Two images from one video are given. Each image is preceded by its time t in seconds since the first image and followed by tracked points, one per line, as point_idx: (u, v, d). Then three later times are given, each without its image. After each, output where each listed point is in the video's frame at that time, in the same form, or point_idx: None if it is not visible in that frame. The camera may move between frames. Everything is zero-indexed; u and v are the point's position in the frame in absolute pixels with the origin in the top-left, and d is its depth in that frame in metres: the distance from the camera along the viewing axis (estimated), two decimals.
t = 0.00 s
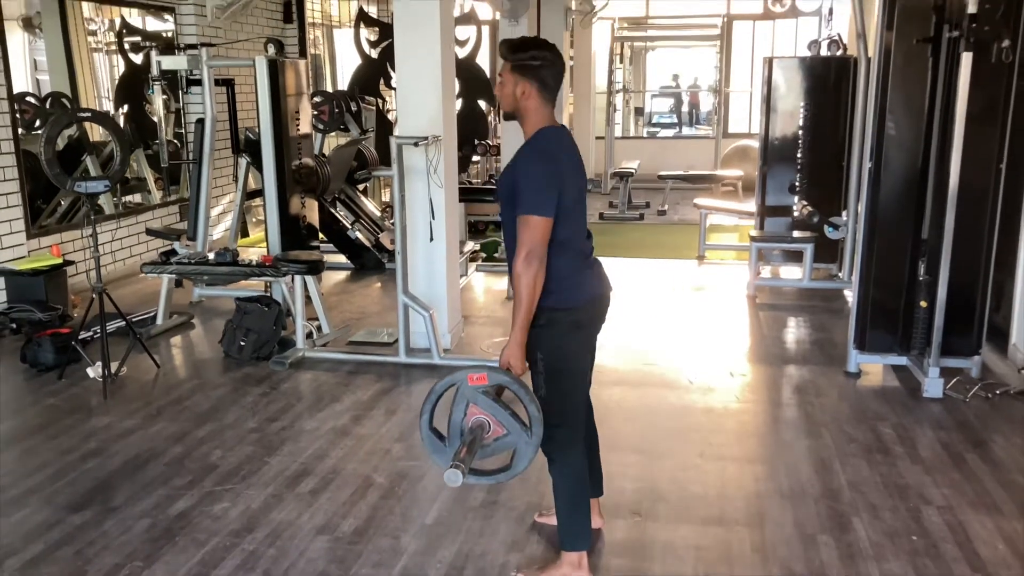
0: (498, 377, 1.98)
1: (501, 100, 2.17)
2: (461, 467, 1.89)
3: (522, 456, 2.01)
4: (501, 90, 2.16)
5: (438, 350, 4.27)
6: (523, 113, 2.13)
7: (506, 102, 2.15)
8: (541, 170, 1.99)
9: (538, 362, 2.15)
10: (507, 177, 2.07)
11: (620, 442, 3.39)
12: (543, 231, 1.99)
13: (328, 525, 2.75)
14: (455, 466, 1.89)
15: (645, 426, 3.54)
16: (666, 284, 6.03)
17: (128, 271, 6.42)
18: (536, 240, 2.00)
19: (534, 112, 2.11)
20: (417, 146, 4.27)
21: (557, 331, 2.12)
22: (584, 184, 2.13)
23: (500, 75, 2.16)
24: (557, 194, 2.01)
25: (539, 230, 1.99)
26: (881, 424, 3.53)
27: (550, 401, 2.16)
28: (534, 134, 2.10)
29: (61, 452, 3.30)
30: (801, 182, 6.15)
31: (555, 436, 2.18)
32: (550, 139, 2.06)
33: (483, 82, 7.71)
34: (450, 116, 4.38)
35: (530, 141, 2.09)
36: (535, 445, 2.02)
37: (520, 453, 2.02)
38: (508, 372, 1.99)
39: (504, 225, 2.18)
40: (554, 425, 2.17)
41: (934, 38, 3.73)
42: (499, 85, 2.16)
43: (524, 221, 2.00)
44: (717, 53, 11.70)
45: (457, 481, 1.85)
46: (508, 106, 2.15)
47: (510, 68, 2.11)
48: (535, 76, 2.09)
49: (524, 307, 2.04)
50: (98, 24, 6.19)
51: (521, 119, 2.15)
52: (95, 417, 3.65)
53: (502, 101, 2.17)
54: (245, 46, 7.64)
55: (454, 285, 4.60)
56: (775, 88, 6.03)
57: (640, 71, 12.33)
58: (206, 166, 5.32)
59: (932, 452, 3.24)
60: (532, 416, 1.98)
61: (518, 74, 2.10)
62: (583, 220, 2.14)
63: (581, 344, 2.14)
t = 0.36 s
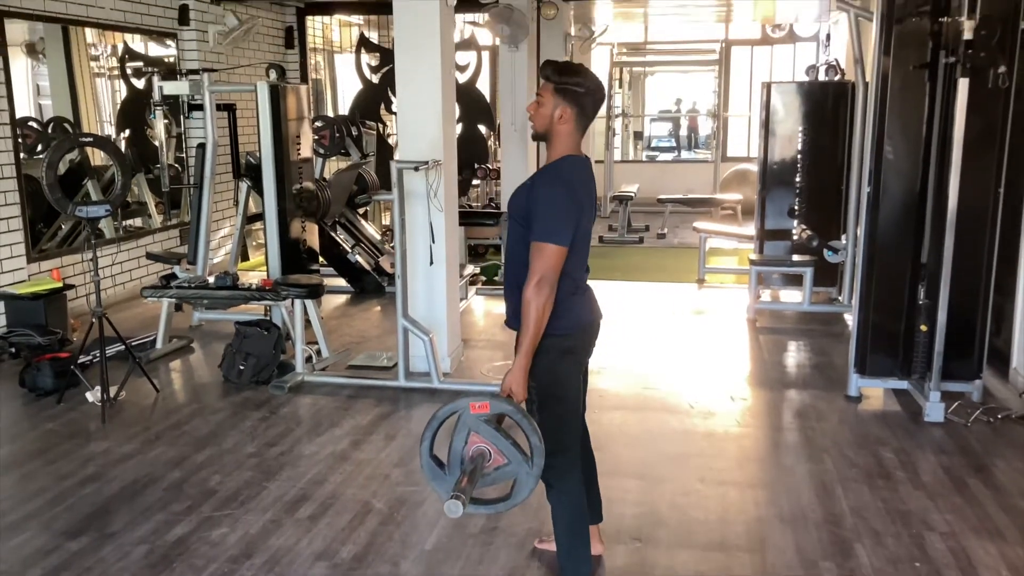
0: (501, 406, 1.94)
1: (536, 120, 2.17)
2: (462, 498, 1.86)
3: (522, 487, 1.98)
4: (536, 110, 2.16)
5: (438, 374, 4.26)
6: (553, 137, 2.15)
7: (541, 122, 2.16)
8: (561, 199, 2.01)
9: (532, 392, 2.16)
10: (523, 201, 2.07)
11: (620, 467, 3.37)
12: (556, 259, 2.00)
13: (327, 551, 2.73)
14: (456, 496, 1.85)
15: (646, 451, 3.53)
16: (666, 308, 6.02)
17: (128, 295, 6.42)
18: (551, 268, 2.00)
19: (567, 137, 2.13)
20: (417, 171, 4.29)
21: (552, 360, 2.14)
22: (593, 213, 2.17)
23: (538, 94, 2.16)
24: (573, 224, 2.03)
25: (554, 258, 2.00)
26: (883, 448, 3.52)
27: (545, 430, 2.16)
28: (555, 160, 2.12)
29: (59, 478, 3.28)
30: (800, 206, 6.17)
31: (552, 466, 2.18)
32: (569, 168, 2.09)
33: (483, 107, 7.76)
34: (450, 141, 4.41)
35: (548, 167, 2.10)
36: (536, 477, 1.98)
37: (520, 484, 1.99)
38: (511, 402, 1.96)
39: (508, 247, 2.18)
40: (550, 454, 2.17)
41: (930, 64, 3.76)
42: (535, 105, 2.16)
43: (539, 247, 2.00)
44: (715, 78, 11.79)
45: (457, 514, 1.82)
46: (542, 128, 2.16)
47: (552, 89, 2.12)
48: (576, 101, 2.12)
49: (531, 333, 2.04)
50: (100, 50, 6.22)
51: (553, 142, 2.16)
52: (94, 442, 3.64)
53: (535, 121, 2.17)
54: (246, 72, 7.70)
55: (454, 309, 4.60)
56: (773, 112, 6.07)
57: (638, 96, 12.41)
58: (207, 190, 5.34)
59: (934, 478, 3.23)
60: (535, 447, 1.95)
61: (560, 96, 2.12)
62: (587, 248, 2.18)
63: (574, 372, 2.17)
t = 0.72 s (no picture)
0: (502, 426, 1.92)
1: (543, 141, 2.18)
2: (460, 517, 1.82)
3: (520, 508, 1.95)
4: (543, 131, 2.17)
5: (437, 395, 4.25)
6: (562, 158, 2.16)
7: (548, 143, 2.17)
8: (569, 220, 2.01)
9: (532, 413, 2.16)
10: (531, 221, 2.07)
11: (621, 488, 3.35)
12: (563, 280, 2.00)
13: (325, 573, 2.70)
14: (454, 515, 1.81)
15: (647, 472, 3.51)
16: (666, 328, 6.02)
17: (127, 316, 6.40)
18: (557, 288, 2.00)
19: (575, 157, 2.14)
20: (417, 192, 4.30)
21: (554, 381, 2.14)
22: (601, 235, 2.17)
23: (545, 115, 2.18)
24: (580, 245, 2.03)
25: (560, 278, 2.00)
26: (884, 469, 3.50)
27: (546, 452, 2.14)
28: (564, 181, 2.12)
29: (55, 499, 3.26)
30: (799, 226, 6.18)
31: (554, 488, 2.16)
32: (577, 189, 2.10)
33: (482, 128, 7.80)
34: (450, 162, 4.42)
35: (556, 187, 2.11)
36: (534, 498, 1.96)
37: (517, 506, 1.97)
38: (512, 422, 1.93)
39: (515, 266, 2.18)
40: (549, 475, 2.15)
41: (929, 85, 3.78)
42: (542, 126, 2.18)
43: (545, 267, 2.00)
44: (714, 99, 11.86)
45: (454, 532, 1.76)
46: (549, 148, 2.17)
47: (559, 110, 2.14)
48: (583, 121, 2.13)
49: (534, 353, 2.03)
50: (102, 71, 6.25)
51: (561, 162, 2.17)
52: (91, 463, 3.61)
53: (543, 141, 2.18)
54: (247, 93, 7.74)
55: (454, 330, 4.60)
56: (772, 133, 6.10)
57: (637, 117, 12.46)
58: (207, 210, 5.34)
59: (937, 499, 3.21)
60: (535, 468, 1.93)
61: (568, 116, 2.13)
62: (593, 271, 2.18)
63: (575, 392, 2.17)
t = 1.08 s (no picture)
0: (500, 432, 1.92)
1: (544, 154, 2.17)
2: (455, 523, 1.81)
3: (517, 517, 1.93)
4: (543, 144, 2.17)
5: (437, 406, 4.23)
6: (565, 169, 2.16)
7: (550, 155, 2.16)
8: (573, 231, 2.01)
9: (533, 424, 2.15)
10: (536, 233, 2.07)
11: (622, 500, 3.33)
12: (567, 292, 2.00)
13: None
14: (448, 521, 1.79)
15: (648, 483, 3.49)
16: (666, 339, 6.01)
17: (127, 327, 6.40)
18: (561, 300, 2.00)
19: (578, 168, 2.14)
20: (417, 202, 4.31)
21: (558, 393, 2.14)
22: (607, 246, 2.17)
23: (544, 127, 2.17)
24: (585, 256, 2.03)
25: (564, 290, 1.99)
26: (886, 481, 3.48)
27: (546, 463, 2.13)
28: (568, 192, 2.12)
29: (53, 511, 3.24)
30: (799, 237, 6.19)
31: (554, 499, 2.15)
32: (582, 200, 2.10)
33: (482, 140, 7.82)
34: (451, 173, 4.43)
35: (561, 198, 2.11)
36: (531, 507, 1.94)
37: (515, 514, 1.95)
38: (510, 429, 1.93)
39: (520, 278, 2.18)
40: (549, 486, 2.14)
41: (928, 96, 3.78)
42: (542, 138, 2.17)
43: (549, 279, 2.00)
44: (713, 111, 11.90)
45: (448, 539, 1.75)
46: (551, 161, 2.17)
47: (559, 120, 2.14)
48: (584, 130, 2.14)
49: (538, 364, 2.02)
50: (103, 84, 6.27)
51: (564, 173, 2.17)
52: (90, 475, 3.60)
53: (544, 153, 2.18)
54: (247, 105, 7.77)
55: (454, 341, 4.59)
56: (771, 145, 6.10)
57: (636, 129, 12.50)
58: (207, 221, 5.34)
59: (939, 510, 3.19)
60: (531, 476, 1.92)
61: (569, 127, 2.13)
62: (600, 282, 2.18)
63: (579, 404, 2.17)
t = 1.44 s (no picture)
0: (509, 437, 1.91)
1: (545, 160, 2.15)
2: (455, 521, 1.82)
3: (513, 522, 1.95)
4: (542, 149, 2.15)
5: (437, 410, 4.23)
6: (566, 172, 2.16)
7: (551, 160, 2.14)
8: (575, 234, 2.01)
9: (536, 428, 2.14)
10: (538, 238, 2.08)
11: (624, 504, 3.32)
12: (570, 294, 2.00)
13: None
14: (449, 518, 1.80)
15: (648, 487, 3.49)
16: (666, 344, 6.01)
17: (126, 332, 6.39)
18: (563, 303, 2.00)
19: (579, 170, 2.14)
20: (418, 206, 4.31)
21: (563, 396, 2.13)
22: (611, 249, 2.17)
23: (543, 132, 2.15)
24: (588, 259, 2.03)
25: (566, 293, 1.99)
26: (887, 484, 3.48)
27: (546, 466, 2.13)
28: (569, 194, 2.13)
29: (53, 515, 3.23)
30: (799, 241, 6.19)
31: (556, 503, 2.15)
32: (583, 202, 2.10)
33: (482, 145, 7.83)
34: (451, 177, 4.43)
35: (562, 201, 2.11)
36: (528, 515, 1.96)
37: (510, 519, 1.96)
38: (519, 434, 1.93)
39: (523, 283, 2.18)
40: (551, 490, 2.13)
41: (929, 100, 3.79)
42: (540, 144, 2.15)
43: (552, 282, 2.00)
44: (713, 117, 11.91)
45: (447, 536, 1.76)
46: (551, 165, 2.15)
47: (558, 124, 2.13)
48: (582, 132, 2.14)
49: (541, 367, 2.02)
50: (103, 89, 6.28)
51: (564, 177, 2.16)
52: (89, 479, 3.59)
53: (547, 158, 2.15)
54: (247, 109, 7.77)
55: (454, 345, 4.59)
56: (772, 149, 6.10)
57: (636, 134, 12.51)
58: (207, 225, 5.34)
59: (940, 514, 3.19)
60: (534, 485, 1.92)
61: (569, 130, 2.12)
62: (604, 286, 2.17)
63: (584, 407, 2.17)
